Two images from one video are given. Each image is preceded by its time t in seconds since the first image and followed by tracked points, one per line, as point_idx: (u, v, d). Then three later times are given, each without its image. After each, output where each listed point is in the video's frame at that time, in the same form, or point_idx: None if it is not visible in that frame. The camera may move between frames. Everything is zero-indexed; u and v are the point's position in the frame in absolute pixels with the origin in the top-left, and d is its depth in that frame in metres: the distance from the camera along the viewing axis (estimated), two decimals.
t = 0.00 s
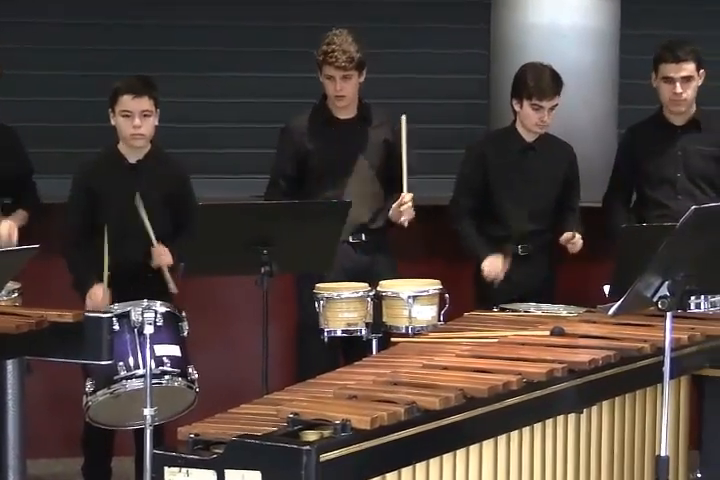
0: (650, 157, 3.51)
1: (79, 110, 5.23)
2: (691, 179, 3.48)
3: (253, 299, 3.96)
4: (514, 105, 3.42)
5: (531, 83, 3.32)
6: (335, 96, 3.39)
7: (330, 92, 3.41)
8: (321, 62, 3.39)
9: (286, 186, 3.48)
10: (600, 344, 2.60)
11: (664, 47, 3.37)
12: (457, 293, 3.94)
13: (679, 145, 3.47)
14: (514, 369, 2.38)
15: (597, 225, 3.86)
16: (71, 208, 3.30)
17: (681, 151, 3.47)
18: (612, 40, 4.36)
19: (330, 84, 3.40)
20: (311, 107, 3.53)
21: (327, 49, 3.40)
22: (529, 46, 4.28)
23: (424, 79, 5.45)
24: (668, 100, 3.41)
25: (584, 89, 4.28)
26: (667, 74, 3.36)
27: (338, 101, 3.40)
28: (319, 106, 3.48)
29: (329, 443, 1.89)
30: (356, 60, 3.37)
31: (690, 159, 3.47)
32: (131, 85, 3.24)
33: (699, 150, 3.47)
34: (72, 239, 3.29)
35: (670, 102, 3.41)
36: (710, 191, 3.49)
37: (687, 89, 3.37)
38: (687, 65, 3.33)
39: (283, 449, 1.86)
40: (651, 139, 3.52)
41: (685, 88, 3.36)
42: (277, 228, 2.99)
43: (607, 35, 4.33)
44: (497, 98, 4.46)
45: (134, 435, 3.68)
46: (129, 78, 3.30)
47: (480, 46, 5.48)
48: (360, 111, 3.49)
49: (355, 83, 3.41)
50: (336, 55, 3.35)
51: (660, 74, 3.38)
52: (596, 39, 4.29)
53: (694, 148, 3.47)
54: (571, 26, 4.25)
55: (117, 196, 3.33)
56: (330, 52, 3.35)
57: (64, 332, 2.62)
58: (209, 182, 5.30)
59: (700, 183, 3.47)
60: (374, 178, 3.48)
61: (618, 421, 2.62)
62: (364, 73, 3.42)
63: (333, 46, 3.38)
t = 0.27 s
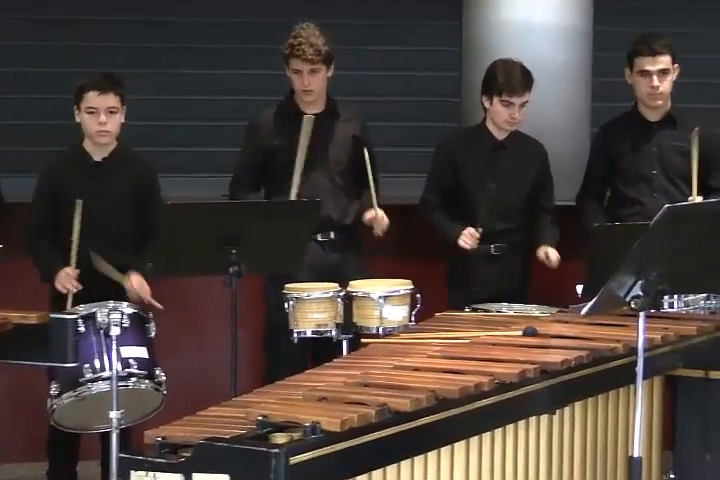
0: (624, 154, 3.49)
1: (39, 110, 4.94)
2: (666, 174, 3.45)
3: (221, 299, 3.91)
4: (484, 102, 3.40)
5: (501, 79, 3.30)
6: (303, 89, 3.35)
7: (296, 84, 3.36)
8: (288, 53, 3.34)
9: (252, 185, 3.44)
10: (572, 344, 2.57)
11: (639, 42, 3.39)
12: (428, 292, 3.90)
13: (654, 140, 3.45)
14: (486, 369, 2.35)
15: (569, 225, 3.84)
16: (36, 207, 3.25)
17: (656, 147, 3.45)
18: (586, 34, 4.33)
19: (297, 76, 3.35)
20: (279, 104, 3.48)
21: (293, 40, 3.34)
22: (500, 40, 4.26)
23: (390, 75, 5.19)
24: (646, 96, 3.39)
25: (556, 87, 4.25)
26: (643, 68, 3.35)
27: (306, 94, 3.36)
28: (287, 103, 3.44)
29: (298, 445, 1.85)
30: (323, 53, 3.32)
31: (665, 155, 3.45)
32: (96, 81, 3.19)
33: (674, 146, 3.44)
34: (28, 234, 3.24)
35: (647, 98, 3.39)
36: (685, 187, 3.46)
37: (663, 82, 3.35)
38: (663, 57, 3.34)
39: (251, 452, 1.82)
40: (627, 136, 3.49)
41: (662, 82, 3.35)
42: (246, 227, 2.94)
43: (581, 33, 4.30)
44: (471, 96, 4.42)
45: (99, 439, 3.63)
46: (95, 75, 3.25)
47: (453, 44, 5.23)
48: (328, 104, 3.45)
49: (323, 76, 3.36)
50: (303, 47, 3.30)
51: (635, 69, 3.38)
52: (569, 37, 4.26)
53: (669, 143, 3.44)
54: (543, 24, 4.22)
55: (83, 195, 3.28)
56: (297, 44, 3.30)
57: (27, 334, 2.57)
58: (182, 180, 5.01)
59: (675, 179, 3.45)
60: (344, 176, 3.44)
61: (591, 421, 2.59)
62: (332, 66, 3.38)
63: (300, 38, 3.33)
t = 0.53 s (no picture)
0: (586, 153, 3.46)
1: None
2: (627, 173, 3.43)
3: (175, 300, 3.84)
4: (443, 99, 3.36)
5: (458, 74, 3.26)
6: (257, 85, 3.29)
7: (251, 80, 3.30)
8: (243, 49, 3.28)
9: (208, 184, 3.37)
10: (533, 344, 2.54)
11: (602, 41, 3.37)
12: (387, 292, 3.86)
13: (617, 139, 3.43)
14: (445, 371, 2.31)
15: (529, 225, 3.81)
16: None
17: (617, 146, 3.42)
18: (546, 35, 4.31)
19: (252, 73, 3.29)
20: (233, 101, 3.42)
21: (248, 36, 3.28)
22: (461, 33, 4.22)
23: (348, 73, 5.10)
24: (608, 96, 3.37)
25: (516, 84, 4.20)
26: (606, 68, 3.33)
27: (260, 90, 3.29)
28: (243, 100, 3.38)
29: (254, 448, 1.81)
30: (279, 49, 3.26)
31: (626, 154, 3.42)
32: (47, 78, 3.13)
33: (635, 146, 3.42)
34: None
35: (610, 98, 3.37)
36: (646, 187, 3.44)
37: (626, 82, 3.34)
38: (626, 57, 3.32)
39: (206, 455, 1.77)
40: (588, 135, 3.47)
41: (625, 82, 3.33)
42: (201, 227, 2.89)
43: (540, 31, 4.26)
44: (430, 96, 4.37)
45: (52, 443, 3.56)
46: (48, 71, 3.18)
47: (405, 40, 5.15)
48: (284, 98, 3.39)
49: (278, 72, 3.30)
50: (258, 43, 3.24)
51: (598, 69, 3.36)
52: (528, 34, 4.22)
53: (630, 143, 3.42)
54: (502, 20, 4.18)
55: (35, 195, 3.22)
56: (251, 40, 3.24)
57: None
58: (136, 179, 4.95)
59: (635, 178, 3.43)
60: (301, 175, 3.39)
61: (552, 423, 2.56)
62: (288, 62, 3.32)
63: (255, 34, 3.27)
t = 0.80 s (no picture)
0: (540, 152, 3.44)
1: None
2: (582, 171, 3.41)
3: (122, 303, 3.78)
4: (396, 96, 3.32)
5: (412, 71, 3.23)
6: (207, 86, 3.23)
7: (201, 80, 3.24)
8: (192, 48, 3.21)
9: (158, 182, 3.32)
10: (488, 344, 2.51)
11: (558, 36, 3.34)
12: (339, 293, 3.82)
13: (571, 138, 3.40)
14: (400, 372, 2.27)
15: (484, 225, 3.80)
16: None
17: (572, 144, 3.40)
18: (500, 33, 4.28)
19: (201, 72, 3.23)
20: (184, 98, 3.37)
21: (198, 34, 3.22)
22: (415, 28, 4.17)
23: (305, 72, 5.29)
24: (565, 90, 3.34)
25: (469, 82, 4.17)
26: (563, 62, 3.30)
27: (211, 91, 3.24)
28: (193, 98, 3.32)
29: (204, 453, 1.76)
30: (229, 49, 3.20)
31: (581, 152, 3.40)
32: None
33: (589, 144, 3.40)
34: None
35: (566, 93, 3.35)
36: (602, 186, 3.43)
37: (583, 76, 3.32)
38: (583, 51, 3.30)
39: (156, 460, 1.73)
40: (542, 134, 3.45)
41: (582, 76, 3.31)
42: (150, 228, 2.83)
43: (493, 28, 4.23)
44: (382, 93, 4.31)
45: None
46: None
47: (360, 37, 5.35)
48: (235, 98, 3.34)
49: (228, 72, 3.24)
50: (207, 44, 3.17)
51: (555, 63, 3.33)
52: (482, 31, 4.19)
53: (585, 141, 3.40)
54: (456, 17, 4.14)
55: None
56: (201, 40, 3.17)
57: None
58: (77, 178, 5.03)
59: (589, 177, 3.41)
60: (252, 174, 3.34)
61: (507, 424, 2.53)
62: (238, 61, 3.26)
63: (204, 32, 3.20)
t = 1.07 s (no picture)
0: (499, 151, 3.41)
1: None
2: (541, 170, 3.38)
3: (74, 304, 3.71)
4: (354, 94, 3.28)
5: (369, 70, 3.19)
6: (162, 84, 3.19)
7: (155, 78, 3.20)
8: (146, 46, 3.16)
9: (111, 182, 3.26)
10: (447, 345, 2.48)
11: (517, 32, 3.33)
12: (296, 294, 3.77)
13: (531, 137, 3.38)
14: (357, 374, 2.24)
15: (443, 225, 3.77)
16: None
17: (531, 143, 3.38)
18: (457, 29, 4.22)
19: (156, 71, 3.19)
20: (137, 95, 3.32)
21: (152, 32, 3.16)
22: (373, 24, 4.10)
23: (260, 68, 5.26)
24: (525, 87, 3.32)
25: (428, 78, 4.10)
26: (523, 58, 3.28)
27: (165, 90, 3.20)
28: (146, 96, 3.28)
29: (158, 456, 1.72)
30: (185, 48, 3.15)
31: (541, 152, 3.38)
32: None
33: (549, 142, 3.38)
34: None
35: (526, 89, 3.33)
36: (561, 186, 3.40)
37: (543, 73, 3.30)
38: (543, 47, 3.28)
39: (108, 465, 1.68)
40: (501, 133, 3.42)
41: (542, 72, 3.29)
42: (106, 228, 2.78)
43: (451, 24, 4.17)
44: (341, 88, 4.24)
45: None
46: None
47: (315, 33, 5.28)
48: (189, 95, 3.30)
49: (182, 70, 3.20)
50: (162, 43, 3.12)
51: (514, 59, 3.31)
52: (441, 28, 4.13)
53: (544, 139, 3.38)
54: (415, 13, 4.07)
55: None
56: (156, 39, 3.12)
57: None
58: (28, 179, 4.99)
59: (548, 177, 3.38)
60: (208, 172, 3.30)
61: (466, 425, 2.51)
62: (193, 58, 3.22)
63: (159, 31, 3.15)
